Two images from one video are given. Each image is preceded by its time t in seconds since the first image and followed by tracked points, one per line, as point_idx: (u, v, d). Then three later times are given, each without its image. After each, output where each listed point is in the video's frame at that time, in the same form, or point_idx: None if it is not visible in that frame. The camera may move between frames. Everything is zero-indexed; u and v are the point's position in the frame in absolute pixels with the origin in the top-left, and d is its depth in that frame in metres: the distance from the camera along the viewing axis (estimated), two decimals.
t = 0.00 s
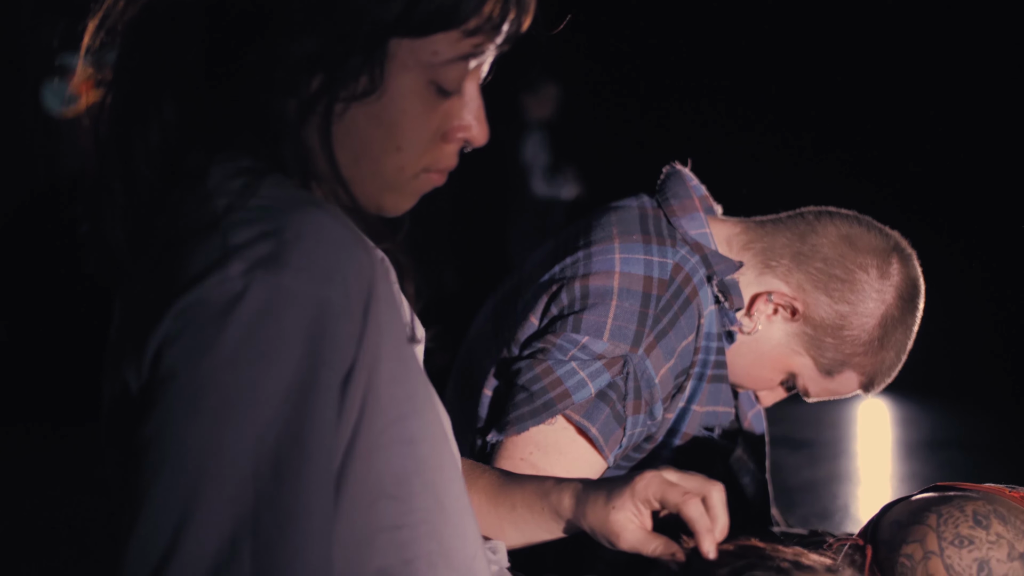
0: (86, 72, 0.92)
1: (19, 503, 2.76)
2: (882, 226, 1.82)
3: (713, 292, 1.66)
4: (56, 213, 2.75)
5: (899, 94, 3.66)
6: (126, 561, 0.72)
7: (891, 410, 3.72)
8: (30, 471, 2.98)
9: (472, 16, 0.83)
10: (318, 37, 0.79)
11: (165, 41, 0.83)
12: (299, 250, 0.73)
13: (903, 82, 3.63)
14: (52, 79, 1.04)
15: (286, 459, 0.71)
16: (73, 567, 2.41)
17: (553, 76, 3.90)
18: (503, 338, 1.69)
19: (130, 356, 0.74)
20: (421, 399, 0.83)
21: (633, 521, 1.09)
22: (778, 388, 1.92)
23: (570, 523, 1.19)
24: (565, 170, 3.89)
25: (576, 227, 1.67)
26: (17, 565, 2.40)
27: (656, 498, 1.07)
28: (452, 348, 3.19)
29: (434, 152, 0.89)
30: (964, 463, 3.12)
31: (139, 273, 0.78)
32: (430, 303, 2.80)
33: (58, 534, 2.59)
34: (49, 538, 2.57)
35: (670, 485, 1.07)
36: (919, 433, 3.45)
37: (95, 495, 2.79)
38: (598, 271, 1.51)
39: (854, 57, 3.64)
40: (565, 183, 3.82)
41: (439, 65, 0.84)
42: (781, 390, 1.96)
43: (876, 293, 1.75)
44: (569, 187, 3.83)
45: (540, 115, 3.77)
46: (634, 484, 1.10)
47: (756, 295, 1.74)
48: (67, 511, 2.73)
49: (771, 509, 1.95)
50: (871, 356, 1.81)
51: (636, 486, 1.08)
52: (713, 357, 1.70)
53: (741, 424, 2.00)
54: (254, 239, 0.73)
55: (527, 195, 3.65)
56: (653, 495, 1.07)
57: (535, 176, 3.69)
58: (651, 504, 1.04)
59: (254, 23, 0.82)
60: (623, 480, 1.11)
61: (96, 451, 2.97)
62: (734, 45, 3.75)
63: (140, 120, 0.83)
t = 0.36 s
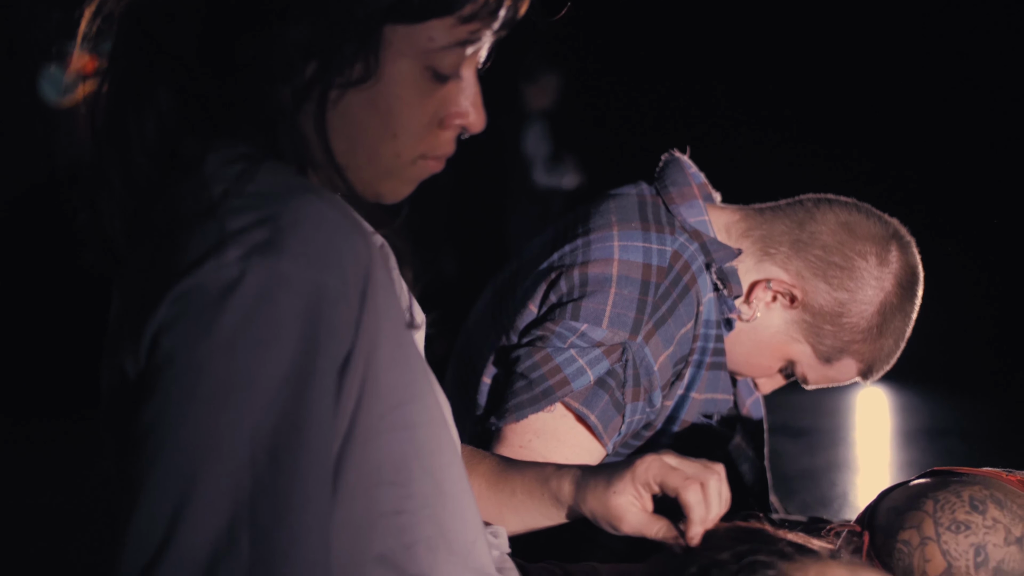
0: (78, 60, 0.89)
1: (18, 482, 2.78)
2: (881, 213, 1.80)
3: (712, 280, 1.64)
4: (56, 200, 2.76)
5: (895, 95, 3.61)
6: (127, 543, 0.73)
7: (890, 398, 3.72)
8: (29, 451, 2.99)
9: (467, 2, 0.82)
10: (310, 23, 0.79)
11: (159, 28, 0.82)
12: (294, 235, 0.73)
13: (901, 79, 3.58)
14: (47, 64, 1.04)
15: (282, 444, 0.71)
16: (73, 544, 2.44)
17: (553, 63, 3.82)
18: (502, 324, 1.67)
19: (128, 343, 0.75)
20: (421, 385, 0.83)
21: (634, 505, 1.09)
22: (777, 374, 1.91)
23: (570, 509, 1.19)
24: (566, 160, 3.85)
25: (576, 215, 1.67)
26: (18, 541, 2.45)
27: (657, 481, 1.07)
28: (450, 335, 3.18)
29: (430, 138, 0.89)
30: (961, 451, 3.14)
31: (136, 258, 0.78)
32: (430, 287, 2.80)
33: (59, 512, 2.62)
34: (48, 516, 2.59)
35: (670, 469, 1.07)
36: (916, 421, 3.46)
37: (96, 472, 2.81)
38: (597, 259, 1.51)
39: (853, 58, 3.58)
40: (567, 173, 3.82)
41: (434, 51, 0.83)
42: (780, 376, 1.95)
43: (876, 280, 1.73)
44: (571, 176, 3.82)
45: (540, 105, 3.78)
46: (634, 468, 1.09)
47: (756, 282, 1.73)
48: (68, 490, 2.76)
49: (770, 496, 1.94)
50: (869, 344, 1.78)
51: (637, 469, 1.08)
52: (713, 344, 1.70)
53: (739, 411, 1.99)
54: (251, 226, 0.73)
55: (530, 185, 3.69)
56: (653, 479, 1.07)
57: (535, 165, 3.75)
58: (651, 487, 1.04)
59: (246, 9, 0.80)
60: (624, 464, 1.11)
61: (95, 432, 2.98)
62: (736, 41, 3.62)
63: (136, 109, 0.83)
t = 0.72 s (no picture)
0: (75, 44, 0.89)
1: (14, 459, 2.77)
2: (880, 196, 1.79)
3: (710, 262, 1.65)
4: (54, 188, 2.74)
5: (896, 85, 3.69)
6: (122, 527, 0.73)
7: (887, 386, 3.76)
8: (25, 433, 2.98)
9: None
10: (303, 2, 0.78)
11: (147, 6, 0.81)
12: (289, 215, 0.74)
13: (903, 76, 3.65)
14: (44, 48, 1.03)
15: (278, 426, 0.71)
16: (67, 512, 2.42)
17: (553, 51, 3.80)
18: (499, 309, 1.66)
19: (122, 323, 0.75)
20: (417, 365, 0.83)
21: (631, 464, 1.05)
22: (774, 358, 1.92)
23: (568, 473, 1.14)
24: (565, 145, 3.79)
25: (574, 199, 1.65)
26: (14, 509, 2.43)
27: (652, 440, 1.03)
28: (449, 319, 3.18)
29: (425, 120, 0.89)
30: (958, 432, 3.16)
31: (131, 239, 0.78)
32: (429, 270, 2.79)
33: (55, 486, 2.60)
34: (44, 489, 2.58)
35: (666, 428, 1.02)
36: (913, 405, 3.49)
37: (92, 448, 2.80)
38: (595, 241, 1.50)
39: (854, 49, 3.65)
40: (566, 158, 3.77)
41: (429, 32, 0.83)
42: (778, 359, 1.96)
43: (874, 263, 1.72)
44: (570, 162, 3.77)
45: (542, 90, 3.63)
46: (628, 427, 1.05)
47: (753, 265, 1.73)
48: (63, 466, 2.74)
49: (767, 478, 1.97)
50: (867, 327, 1.78)
51: (632, 429, 1.04)
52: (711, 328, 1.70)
53: (737, 394, 1.99)
54: (246, 206, 0.73)
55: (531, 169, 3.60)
56: (648, 438, 1.04)
57: (537, 151, 3.67)
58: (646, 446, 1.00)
59: None
60: (618, 424, 1.07)
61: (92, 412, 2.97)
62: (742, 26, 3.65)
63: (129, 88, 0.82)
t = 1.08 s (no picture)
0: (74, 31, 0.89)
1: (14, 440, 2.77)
2: (877, 179, 1.73)
3: (708, 248, 1.64)
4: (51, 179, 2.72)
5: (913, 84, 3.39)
6: (119, 512, 0.73)
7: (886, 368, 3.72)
8: (25, 412, 2.97)
9: None
10: None
11: None
12: (284, 198, 0.74)
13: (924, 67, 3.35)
14: (39, 36, 1.02)
15: (275, 410, 0.71)
16: (74, 503, 2.44)
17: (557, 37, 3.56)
18: (498, 294, 1.64)
19: (119, 306, 0.75)
20: (415, 348, 0.84)
21: (618, 419, 1.10)
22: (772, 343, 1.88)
23: (556, 434, 1.19)
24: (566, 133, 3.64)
25: (571, 182, 1.63)
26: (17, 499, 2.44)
27: (636, 394, 1.08)
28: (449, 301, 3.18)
29: (423, 104, 0.88)
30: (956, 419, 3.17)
31: (128, 223, 0.78)
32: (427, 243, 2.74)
33: (57, 470, 2.61)
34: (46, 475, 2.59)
35: (648, 381, 1.08)
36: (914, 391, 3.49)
37: (95, 429, 2.81)
38: (592, 226, 1.46)
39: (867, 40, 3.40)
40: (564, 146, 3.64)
41: (425, 15, 0.81)
42: (776, 344, 1.93)
43: (871, 246, 1.65)
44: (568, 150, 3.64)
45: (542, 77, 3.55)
46: (614, 383, 1.10)
47: (751, 251, 1.69)
48: (63, 446, 2.74)
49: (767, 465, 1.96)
50: (866, 312, 1.72)
51: (616, 384, 1.09)
52: (708, 313, 1.71)
53: (737, 379, 1.98)
54: (241, 189, 0.73)
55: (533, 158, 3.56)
56: (633, 392, 1.08)
57: (537, 139, 3.60)
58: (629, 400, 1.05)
59: None
60: (605, 380, 1.12)
61: (94, 393, 2.96)
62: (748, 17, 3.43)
63: (125, 71, 0.82)
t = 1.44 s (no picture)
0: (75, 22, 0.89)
1: (12, 415, 2.76)
2: (875, 163, 1.71)
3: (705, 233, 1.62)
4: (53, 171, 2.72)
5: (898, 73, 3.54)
6: (118, 497, 0.73)
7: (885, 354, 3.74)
8: (23, 393, 2.94)
9: None
10: None
11: None
12: (283, 183, 0.74)
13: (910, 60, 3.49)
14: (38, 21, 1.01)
15: (273, 394, 0.71)
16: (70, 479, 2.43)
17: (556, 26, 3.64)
18: (497, 278, 1.61)
19: (117, 291, 0.75)
20: (414, 333, 0.84)
21: (613, 368, 1.07)
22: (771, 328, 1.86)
23: (556, 405, 1.17)
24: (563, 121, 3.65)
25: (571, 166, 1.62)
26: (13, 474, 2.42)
27: (626, 339, 1.05)
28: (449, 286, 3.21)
29: (423, 88, 0.89)
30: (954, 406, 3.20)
31: (126, 209, 0.78)
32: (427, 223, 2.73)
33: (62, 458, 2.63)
34: (43, 449, 2.58)
35: (634, 323, 1.04)
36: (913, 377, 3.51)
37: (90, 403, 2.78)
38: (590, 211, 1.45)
39: (865, 31, 3.48)
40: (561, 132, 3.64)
41: None
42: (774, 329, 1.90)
43: (870, 231, 1.64)
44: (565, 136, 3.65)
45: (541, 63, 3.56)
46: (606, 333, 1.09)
47: (750, 235, 1.67)
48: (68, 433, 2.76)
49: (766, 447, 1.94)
50: (865, 296, 1.70)
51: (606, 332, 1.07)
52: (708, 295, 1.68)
53: (736, 364, 1.99)
54: (239, 173, 0.73)
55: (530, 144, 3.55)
56: (623, 337, 1.05)
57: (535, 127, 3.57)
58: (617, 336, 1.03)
59: None
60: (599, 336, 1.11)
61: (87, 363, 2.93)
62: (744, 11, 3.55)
63: (125, 59, 0.82)
